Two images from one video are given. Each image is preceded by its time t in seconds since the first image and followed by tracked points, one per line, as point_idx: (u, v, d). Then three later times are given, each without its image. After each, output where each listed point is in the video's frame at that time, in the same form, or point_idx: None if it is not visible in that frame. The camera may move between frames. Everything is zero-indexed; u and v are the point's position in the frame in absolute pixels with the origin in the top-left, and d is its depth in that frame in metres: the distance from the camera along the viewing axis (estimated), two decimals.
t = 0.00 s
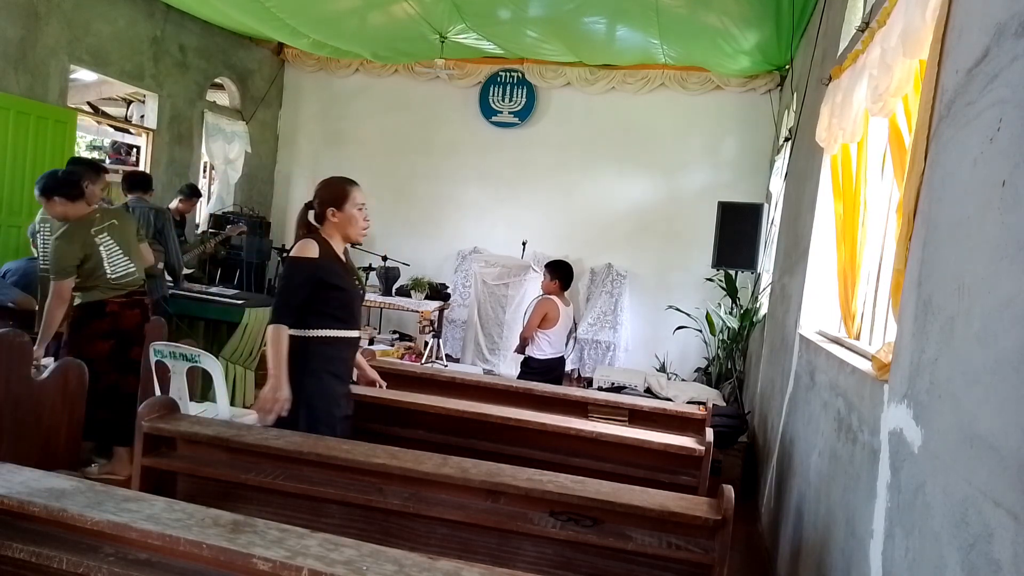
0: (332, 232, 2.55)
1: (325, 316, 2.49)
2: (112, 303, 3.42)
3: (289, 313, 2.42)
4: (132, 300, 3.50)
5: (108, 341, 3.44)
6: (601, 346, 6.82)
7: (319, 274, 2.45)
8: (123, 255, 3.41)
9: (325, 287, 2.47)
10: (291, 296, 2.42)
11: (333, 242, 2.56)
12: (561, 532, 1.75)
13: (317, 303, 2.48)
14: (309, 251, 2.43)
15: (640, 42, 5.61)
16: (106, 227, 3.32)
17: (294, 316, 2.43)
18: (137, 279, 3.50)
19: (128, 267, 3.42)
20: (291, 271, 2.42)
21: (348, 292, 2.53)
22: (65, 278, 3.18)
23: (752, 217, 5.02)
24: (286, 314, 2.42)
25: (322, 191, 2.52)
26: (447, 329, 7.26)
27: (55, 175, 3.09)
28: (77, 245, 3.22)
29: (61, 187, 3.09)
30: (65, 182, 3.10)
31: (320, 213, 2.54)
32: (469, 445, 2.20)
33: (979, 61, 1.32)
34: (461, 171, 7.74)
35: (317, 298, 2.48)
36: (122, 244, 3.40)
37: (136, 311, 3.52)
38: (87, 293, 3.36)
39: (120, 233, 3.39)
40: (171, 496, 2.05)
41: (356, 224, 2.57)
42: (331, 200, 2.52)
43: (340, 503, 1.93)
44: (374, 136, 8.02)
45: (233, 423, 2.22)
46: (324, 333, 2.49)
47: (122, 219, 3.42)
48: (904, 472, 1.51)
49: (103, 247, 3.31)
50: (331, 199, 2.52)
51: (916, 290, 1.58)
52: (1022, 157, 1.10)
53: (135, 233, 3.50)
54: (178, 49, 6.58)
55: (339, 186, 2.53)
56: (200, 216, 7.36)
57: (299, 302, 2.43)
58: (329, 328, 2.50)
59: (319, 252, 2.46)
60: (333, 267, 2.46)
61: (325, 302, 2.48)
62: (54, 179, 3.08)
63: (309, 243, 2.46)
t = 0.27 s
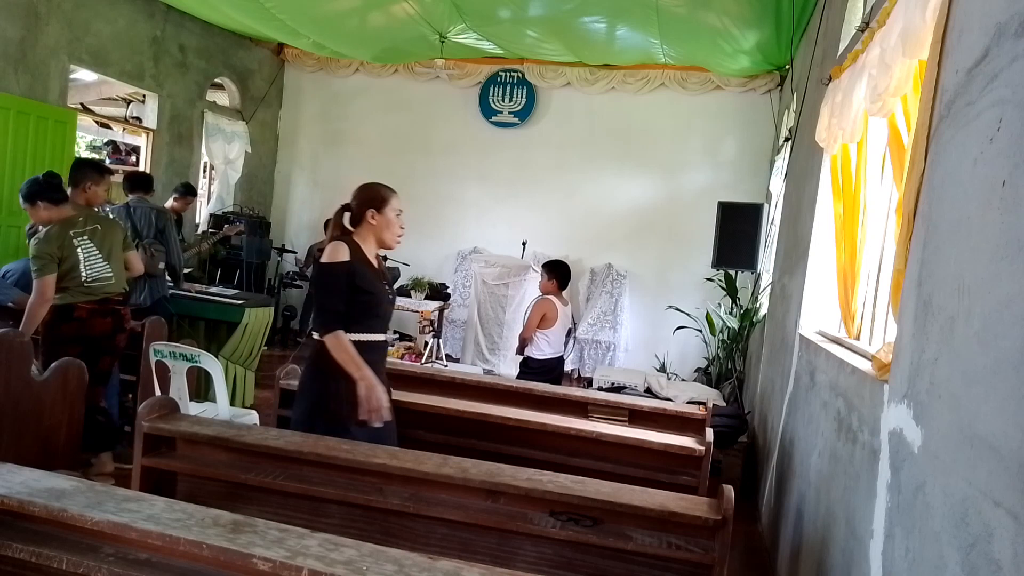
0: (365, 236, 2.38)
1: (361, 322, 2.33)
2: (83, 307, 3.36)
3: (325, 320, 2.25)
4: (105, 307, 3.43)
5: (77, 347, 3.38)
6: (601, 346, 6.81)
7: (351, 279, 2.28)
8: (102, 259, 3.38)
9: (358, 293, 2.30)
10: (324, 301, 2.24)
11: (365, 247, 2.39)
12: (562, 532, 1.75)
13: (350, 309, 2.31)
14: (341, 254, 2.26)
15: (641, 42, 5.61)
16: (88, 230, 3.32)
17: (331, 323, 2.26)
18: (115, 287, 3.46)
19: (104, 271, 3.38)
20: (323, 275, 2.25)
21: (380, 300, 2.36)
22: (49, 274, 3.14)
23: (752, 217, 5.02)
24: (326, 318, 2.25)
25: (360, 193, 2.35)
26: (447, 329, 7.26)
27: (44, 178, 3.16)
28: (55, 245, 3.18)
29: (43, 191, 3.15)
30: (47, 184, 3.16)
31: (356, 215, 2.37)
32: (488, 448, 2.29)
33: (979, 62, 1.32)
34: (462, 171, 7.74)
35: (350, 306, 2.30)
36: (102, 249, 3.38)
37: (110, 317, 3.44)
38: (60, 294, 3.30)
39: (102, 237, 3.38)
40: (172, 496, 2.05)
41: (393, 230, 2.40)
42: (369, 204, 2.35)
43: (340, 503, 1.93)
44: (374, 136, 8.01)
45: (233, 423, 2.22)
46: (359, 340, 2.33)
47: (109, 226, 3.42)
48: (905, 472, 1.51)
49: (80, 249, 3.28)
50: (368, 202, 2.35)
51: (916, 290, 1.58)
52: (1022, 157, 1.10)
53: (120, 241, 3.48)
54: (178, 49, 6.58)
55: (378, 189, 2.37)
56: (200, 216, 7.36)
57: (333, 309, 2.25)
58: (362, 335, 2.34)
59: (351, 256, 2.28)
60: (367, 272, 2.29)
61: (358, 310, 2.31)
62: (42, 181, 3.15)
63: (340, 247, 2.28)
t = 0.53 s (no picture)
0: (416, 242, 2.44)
1: (420, 323, 2.38)
2: (59, 319, 3.25)
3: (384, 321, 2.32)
4: (83, 322, 3.32)
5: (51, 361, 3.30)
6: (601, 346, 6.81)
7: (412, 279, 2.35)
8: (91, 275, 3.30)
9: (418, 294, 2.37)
10: (385, 302, 2.32)
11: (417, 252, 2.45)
12: (561, 532, 1.75)
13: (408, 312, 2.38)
14: (400, 256, 2.34)
15: (641, 42, 5.61)
16: (83, 243, 3.25)
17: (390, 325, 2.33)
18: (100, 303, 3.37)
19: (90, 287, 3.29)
20: (384, 277, 2.34)
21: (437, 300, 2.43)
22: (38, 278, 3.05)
23: (752, 217, 5.02)
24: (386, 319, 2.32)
25: (404, 201, 2.42)
26: (447, 329, 7.25)
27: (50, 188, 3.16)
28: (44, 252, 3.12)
29: (48, 203, 3.14)
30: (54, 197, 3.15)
31: (404, 222, 2.42)
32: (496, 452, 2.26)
33: (979, 62, 1.32)
34: (462, 171, 7.74)
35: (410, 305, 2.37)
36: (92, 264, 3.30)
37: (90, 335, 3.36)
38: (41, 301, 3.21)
39: (95, 253, 3.30)
40: (171, 496, 2.05)
41: (440, 234, 2.46)
42: (415, 210, 2.41)
43: (341, 503, 1.93)
44: (374, 136, 8.01)
45: (233, 423, 2.22)
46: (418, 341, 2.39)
47: (107, 241, 3.36)
48: (904, 472, 1.51)
49: (70, 259, 3.21)
50: (414, 209, 2.41)
51: (916, 290, 1.58)
52: (1022, 157, 1.10)
53: (114, 259, 3.41)
54: (178, 49, 6.58)
55: (422, 196, 2.43)
56: (200, 216, 7.36)
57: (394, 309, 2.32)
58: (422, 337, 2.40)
59: (410, 259, 2.36)
60: (426, 272, 2.36)
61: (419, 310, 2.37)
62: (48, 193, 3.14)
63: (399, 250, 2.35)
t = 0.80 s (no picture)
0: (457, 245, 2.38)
1: (459, 326, 2.34)
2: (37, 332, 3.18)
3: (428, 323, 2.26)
4: (59, 336, 3.26)
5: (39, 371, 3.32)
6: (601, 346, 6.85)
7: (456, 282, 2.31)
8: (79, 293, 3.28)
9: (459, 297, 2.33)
10: (431, 304, 2.26)
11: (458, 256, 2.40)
12: (562, 532, 1.75)
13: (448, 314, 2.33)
14: (447, 258, 2.28)
15: (641, 42, 5.61)
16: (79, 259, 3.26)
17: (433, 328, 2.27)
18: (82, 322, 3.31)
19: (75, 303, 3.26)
20: (429, 278, 2.27)
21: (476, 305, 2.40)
22: (26, 285, 3.07)
23: (752, 217, 5.02)
24: (428, 319, 2.26)
25: (447, 203, 2.36)
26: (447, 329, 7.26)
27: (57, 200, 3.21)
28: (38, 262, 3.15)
29: (53, 214, 3.19)
30: (58, 210, 3.19)
31: (446, 225, 2.37)
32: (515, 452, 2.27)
33: (979, 62, 1.32)
34: (462, 171, 7.74)
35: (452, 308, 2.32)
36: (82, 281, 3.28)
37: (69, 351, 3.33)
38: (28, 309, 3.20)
39: (90, 270, 3.30)
40: (171, 496, 2.05)
41: (483, 238, 2.42)
42: (458, 213, 2.36)
43: (340, 503, 1.93)
44: (374, 136, 8.01)
45: (233, 423, 2.22)
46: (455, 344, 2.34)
47: (104, 260, 3.36)
48: (904, 472, 1.51)
49: (60, 272, 3.21)
50: (458, 212, 2.36)
51: (916, 290, 1.58)
52: (1022, 157, 1.10)
53: (108, 278, 3.41)
54: (178, 49, 6.58)
55: (465, 199, 2.38)
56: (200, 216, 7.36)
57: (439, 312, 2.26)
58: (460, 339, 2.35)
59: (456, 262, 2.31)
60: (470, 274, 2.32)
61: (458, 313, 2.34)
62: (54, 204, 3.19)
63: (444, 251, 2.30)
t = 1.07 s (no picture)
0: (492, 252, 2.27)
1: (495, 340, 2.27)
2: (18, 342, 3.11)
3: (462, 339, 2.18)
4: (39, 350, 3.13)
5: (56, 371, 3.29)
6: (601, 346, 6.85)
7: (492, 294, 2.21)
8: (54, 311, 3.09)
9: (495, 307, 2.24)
10: (466, 320, 2.17)
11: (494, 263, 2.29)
12: (561, 532, 1.75)
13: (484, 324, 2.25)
14: (482, 271, 2.18)
15: (640, 42, 5.61)
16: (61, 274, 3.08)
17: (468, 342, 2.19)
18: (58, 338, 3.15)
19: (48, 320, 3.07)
20: (463, 291, 2.18)
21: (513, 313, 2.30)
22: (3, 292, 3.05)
23: (752, 217, 5.02)
24: (463, 337, 2.19)
25: (483, 209, 2.24)
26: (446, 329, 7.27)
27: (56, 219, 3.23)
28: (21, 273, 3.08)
29: (52, 232, 3.22)
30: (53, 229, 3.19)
31: (480, 232, 2.26)
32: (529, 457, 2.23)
33: (979, 61, 1.32)
34: (462, 171, 7.74)
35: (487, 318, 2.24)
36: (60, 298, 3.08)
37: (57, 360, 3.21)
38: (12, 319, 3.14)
39: (70, 288, 3.08)
40: (171, 496, 2.05)
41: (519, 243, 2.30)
42: (494, 220, 2.23)
43: (340, 503, 1.93)
44: (374, 136, 8.02)
45: (233, 423, 2.22)
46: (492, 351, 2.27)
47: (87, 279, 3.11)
48: (904, 472, 1.51)
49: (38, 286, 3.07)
50: (494, 218, 2.24)
51: (916, 290, 1.58)
52: (1022, 157, 1.10)
53: (92, 298, 3.13)
54: (178, 49, 6.58)
55: (502, 202, 2.25)
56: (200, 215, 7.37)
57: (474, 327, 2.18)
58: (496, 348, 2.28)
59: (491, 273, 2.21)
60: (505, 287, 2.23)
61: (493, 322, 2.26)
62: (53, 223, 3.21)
63: (480, 264, 2.19)
